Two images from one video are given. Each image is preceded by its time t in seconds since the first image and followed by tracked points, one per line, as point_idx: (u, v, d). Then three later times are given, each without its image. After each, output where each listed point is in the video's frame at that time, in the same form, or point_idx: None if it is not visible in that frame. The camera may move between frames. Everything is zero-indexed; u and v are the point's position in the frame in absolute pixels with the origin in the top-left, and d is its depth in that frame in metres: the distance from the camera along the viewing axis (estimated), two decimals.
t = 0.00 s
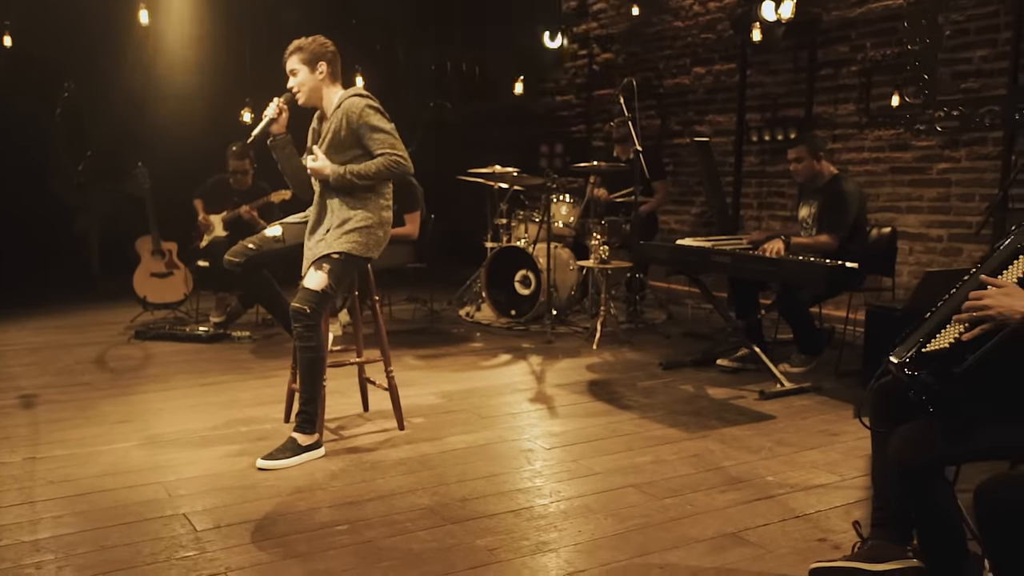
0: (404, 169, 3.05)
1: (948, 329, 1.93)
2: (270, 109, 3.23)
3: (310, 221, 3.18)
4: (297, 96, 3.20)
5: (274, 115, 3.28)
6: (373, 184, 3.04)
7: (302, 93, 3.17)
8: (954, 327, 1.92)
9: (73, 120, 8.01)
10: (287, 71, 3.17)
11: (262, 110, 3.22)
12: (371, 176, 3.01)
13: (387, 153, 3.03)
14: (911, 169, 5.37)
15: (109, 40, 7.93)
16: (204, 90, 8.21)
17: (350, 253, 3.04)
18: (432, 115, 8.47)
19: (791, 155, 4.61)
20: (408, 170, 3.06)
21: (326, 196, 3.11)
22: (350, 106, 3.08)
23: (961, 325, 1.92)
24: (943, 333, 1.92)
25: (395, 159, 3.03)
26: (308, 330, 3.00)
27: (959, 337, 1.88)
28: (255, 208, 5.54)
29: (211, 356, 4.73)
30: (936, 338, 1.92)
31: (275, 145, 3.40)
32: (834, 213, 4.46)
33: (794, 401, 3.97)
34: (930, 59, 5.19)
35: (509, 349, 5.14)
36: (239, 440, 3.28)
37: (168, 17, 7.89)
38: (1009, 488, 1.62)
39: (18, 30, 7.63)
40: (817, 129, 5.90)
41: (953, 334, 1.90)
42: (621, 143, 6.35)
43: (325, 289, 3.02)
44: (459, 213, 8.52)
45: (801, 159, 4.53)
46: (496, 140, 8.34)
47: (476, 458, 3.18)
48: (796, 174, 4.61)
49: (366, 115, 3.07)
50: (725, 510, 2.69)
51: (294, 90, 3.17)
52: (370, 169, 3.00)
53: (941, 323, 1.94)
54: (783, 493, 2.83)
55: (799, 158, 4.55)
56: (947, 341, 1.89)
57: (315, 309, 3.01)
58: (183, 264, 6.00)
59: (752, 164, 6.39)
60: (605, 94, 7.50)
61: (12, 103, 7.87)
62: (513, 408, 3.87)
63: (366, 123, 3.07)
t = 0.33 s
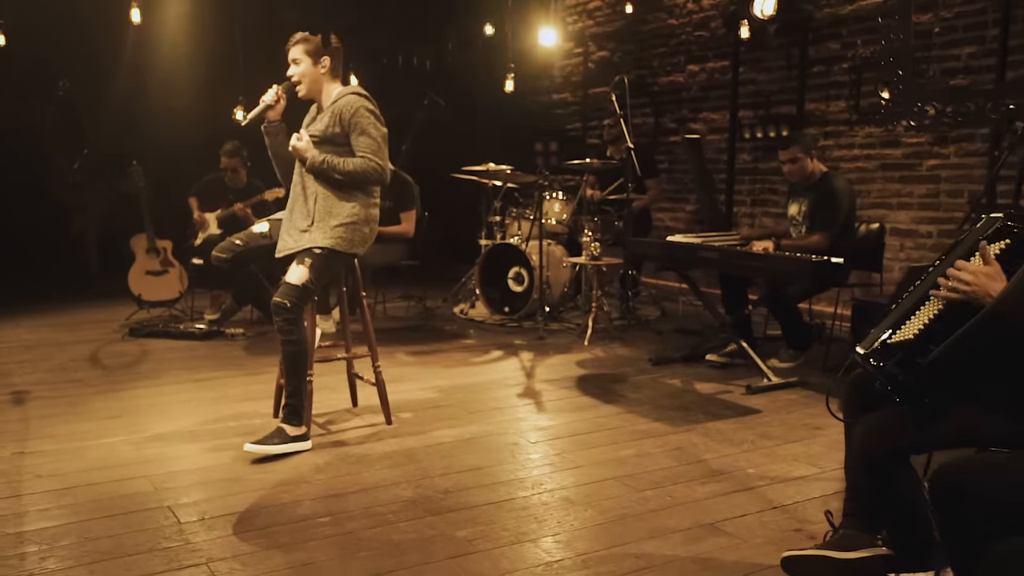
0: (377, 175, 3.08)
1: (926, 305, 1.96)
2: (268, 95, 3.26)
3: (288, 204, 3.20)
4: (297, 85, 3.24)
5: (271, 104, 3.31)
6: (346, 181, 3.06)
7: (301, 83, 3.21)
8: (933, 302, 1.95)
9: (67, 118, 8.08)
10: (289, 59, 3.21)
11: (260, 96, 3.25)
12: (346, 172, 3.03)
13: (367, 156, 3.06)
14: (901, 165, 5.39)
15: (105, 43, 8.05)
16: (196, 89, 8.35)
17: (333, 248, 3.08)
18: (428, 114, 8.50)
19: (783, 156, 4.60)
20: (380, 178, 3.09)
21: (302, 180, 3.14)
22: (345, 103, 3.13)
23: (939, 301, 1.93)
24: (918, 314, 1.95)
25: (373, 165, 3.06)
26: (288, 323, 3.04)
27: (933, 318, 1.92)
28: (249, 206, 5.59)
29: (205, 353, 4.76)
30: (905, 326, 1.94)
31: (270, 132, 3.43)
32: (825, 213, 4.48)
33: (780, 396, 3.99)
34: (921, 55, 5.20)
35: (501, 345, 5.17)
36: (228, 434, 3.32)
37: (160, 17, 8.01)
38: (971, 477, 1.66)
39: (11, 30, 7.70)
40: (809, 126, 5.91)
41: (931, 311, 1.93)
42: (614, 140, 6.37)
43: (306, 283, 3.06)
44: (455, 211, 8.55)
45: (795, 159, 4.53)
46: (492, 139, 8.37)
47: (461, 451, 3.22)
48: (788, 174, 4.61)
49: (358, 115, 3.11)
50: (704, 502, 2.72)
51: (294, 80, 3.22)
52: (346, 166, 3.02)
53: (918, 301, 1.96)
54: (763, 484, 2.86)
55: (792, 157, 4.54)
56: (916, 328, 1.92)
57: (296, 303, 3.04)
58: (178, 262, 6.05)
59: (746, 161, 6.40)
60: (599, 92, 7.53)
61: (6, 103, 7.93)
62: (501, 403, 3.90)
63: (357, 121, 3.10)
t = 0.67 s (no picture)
0: (356, 175, 3.09)
1: (905, 295, 1.93)
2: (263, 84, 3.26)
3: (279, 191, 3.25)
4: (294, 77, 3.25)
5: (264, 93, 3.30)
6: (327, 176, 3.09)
7: (297, 75, 3.22)
8: (913, 291, 1.92)
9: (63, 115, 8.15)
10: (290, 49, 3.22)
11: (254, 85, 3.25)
12: (326, 168, 3.05)
13: (349, 155, 3.08)
14: (890, 162, 5.42)
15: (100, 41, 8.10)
16: (189, 86, 8.35)
17: (321, 243, 3.11)
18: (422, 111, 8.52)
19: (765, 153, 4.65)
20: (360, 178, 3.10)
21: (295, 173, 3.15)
22: (340, 100, 3.15)
23: (924, 287, 1.91)
24: (895, 304, 1.93)
25: (354, 164, 3.08)
26: (276, 318, 3.06)
27: (909, 308, 1.90)
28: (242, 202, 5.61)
29: (197, 349, 4.79)
30: (879, 319, 1.94)
31: (261, 121, 3.43)
32: (811, 208, 4.50)
33: (768, 391, 4.02)
34: (911, 52, 5.21)
35: (491, 341, 5.20)
36: (216, 429, 3.35)
37: (154, 15, 7.87)
38: (935, 468, 1.68)
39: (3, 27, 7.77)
40: (799, 124, 5.94)
41: (910, 299, 1.91)
42: (605, 138, 6.39)
43: (294, 278, 3.08)
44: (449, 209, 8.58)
45: (776, 157, 4.57)
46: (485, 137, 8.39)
47: (447, 445, 3.24)
48: (771, 171, 4.65)
49: (351, 114, 3.12)
50: (687, 494, 2.75)
51: (291, 70, 3.22)
52: (327, 163, 3.04)
53: (897, 290, 1.94)
54: (745, 477, 2.89)
55: (773, 155, 4.59)
56: (890, 321, 1.92)
57: (282, 297, 3.07)
58: (171, 259, 6.07)
59: (737, 158, 6.42)
60: (591, 90, 7.55)
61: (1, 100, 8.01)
62: (489, 398, 3.92)
63: (348, 120, 3.12)
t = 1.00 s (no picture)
0: (350, 174, 3.12)
1: (880, 290, 2.00)
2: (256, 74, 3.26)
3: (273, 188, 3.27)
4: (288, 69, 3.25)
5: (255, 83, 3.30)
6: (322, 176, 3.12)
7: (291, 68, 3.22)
8: (887, 287, 1.98)
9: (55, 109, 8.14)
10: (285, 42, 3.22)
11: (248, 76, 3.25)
12: (320, 168, 3.08)
13: (344, 154, 3.11)
14: (879, 158, 5.45)
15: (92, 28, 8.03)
16: (180, 80, 8.37)
17: (309, 238, 3.13)
18: (413, 107, 8.53)
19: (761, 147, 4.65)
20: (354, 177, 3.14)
21: (285, 175, 3.19)
22: (335, 98, 3.17)
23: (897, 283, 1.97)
24: (870, 300, 1.99)
25: (349, 164, 3.11)
26: (264, 313, 3.08)
27: (883, 304, 1.96)
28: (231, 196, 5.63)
29: (188, 343, 4.80)
30: (854, 315, 1.99)
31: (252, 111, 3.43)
32: (801, 203, 4.54)
33: (754, 385, 4.06)
34: (899, 49, 5.24)
35: (481, 336, 5.22)
36: (205, 423, 3.36)
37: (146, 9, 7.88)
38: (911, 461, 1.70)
39: None
40: (788, 120, 5.97)
41: (885, 295, 1.97)
42: (596, 134, 6.41)
43: (282, 273, 3.10)
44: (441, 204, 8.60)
45: (772, 152, 4.58)
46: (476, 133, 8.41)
47: (435, 439, 3.27)
48: (765, 165, 4.67)
49: (345, 113, 3.14)
50: (671, 488, 2.78)
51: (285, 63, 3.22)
52: (322, 162, 3.07)
53: (872, 286, 2.00)
54: (730, 471, 2.92)
55: (770, 148, 4.59)
56: (864, 317, 1.97)
57: (270, 292, 3.07)
58: (162, 254, 6.08)
59: (728, 154, 6.45)
60: (583, 86, 7.56)
61: None
62: (478, 392, 3.95)
63: (342, 118, 3.14)
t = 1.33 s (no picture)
0: (346, 173, 3.14)
1: (858, 286, 2.02)
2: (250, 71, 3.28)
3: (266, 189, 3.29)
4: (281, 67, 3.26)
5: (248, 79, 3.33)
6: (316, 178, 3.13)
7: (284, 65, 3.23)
8: (864, 283, 2.01)
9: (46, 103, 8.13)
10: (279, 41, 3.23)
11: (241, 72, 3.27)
12: (315, 170, 3.10)
13: (338, 155, 3.12)
14: (866, 156, 5.50)
15: (87, 25, 8.01)
16: (171, 74, 8.44)
17: (299, 234, 3.17)
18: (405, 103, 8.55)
19: (748, 142, 4.68)
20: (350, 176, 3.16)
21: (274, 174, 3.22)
22: (327, 98, 3.19)
23: (874, 279, 2.00)
24: (847, 296, 2.03)
25: (345, 163, 3.13)
26: (254, 308, 3.09)
27: (858, 301, 2.00)
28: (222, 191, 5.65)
29: (179, 339, 4.82)
30: (832, 310, 2.03)
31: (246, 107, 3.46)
32: (785, 201, 4.59)
33: (740, 381, 4.11)
34: (885, 48, 5.30)
35: (471, 332, 5.26)
36: (195, 418, 3.39)
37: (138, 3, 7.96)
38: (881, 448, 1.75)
39: None
40: (776, 117, 6.02)
41: (861, 292, 2.00)
42: (585, 131, 6.45)
43: (272, 269, 3.12)
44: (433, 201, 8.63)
45: (759, 147, 4.60)
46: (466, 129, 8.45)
47: (423, 434, 3.31)
48: (752, 162, 4.68)
49: (337, 112, 3.17)
50: (654, 481, 2.82)
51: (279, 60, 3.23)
52: (316, 164, 3.09)
53: (849, 283, 2.03)
54: (713, 465, 2.97)
55: (757, 143, 4.62)
56: (841, 313, 2.01)
57: (260, 288, 3.09)
58: (154, 249, 6.10)
59: (717, 151, 6.50)
60: (573, 83, 7.60)
61: None
62: (466, 387, 3.98)
63: (334, 117, 3.16)
